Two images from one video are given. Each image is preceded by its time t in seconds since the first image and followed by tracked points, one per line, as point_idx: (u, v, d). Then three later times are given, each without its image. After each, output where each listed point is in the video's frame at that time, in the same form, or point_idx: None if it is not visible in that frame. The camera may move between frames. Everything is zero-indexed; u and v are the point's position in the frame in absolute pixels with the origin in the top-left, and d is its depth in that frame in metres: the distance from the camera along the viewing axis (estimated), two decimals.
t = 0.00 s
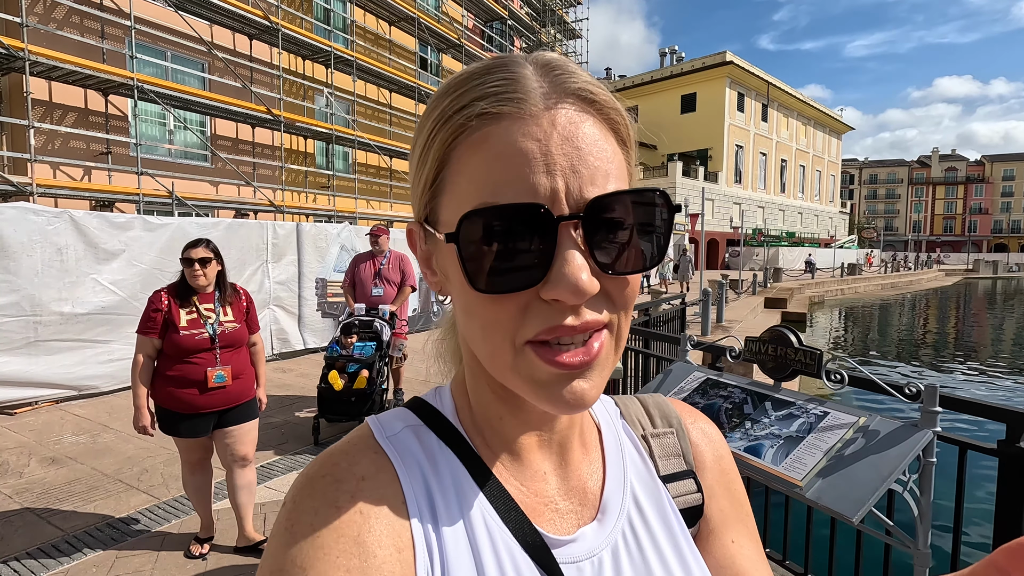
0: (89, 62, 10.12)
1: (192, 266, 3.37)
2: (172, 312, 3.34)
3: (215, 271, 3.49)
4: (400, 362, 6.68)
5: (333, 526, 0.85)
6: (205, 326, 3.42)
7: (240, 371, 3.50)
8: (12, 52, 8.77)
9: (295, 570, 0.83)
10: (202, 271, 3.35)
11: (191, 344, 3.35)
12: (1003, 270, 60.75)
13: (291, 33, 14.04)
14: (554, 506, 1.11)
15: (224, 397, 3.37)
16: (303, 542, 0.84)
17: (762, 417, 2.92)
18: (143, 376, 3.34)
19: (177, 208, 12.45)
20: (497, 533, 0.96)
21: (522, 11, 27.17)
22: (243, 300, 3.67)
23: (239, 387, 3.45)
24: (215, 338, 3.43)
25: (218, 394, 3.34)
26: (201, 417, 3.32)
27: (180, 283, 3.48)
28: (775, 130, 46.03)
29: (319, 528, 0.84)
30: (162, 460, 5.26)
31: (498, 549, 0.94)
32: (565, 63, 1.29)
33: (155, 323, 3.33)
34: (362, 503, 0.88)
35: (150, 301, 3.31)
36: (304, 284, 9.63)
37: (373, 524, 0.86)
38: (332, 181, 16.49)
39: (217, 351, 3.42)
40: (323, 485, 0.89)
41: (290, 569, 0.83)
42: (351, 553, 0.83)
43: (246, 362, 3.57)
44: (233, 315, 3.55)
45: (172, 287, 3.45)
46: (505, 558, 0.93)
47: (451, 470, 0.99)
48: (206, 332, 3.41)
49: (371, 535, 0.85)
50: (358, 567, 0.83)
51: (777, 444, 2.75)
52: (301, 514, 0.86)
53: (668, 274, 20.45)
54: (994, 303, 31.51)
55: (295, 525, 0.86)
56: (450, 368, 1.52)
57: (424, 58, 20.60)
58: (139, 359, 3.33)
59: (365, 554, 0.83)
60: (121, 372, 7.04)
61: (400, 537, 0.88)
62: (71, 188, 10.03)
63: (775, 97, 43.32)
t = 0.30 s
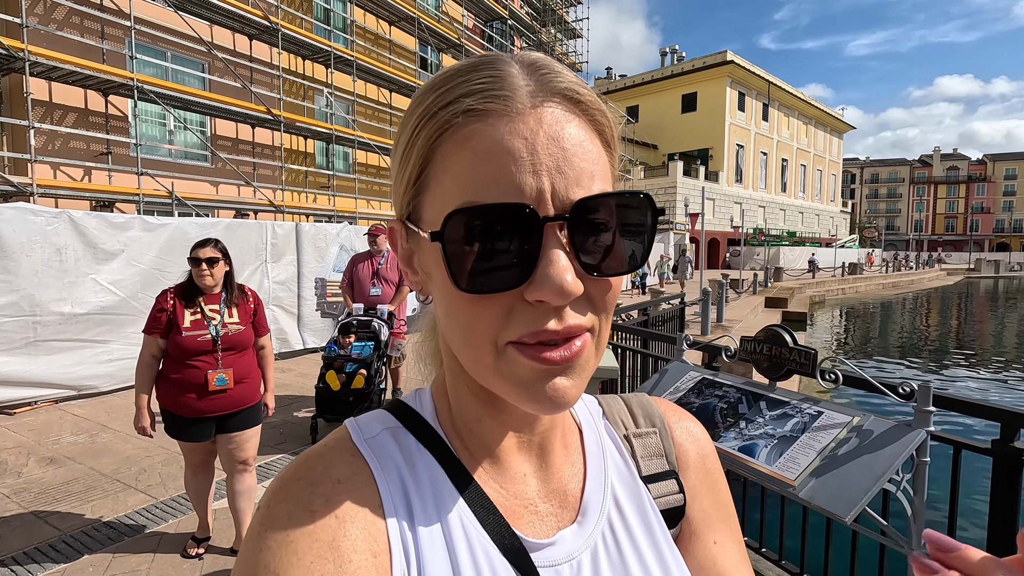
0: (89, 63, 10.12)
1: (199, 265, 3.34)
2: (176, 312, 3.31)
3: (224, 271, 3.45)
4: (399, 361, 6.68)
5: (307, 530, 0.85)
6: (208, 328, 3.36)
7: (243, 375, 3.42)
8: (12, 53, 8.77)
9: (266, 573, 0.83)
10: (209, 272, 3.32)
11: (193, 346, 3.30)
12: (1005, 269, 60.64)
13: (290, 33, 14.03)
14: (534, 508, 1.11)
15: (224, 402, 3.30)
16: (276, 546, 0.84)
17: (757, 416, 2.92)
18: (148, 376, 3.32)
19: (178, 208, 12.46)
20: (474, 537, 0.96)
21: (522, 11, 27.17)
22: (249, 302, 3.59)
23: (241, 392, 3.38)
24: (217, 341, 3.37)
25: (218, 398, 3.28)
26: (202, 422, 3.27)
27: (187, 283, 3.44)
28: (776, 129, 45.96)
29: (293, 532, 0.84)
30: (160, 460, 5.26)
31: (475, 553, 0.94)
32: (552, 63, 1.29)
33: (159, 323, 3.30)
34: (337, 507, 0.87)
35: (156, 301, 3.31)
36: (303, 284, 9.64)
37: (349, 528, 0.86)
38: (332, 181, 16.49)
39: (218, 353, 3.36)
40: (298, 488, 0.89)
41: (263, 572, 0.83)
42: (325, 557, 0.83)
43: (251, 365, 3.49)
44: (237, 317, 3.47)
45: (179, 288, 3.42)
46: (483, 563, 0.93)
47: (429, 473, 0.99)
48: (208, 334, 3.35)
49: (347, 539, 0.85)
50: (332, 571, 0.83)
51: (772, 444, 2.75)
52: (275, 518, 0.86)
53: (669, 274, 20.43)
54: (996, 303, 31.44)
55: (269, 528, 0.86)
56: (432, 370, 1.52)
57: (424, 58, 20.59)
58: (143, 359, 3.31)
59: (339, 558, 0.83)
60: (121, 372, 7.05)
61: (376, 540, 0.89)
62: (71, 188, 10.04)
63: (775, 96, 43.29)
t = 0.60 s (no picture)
0: (89, 63, 10.11)
1: (214, 266, 3.34)
2: (187, 312, 3.29)
3: (237, 272, 3.43)
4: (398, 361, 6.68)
5: (301, 531, 0.85)
6: (219, 328, 3.34)
7: (255, 376, 3.40)
8: (12, 53, 8.78)
9: None
10: (225, 272, 3.33)
11: (205, 346, 3.28)
12: (1005, 269, 60.60)
13: (290, 33, 14.03)
14: (530, 509, 1.11)
15: (236, 403, 3.27)
16: (268, 550, 0.84)
17: (754, 416, 2.92)
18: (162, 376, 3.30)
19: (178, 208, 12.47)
20: (470, 537, 0.96)
21: (522, 11, 27.19)
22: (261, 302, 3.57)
23: (253, 393, 3.36)
24: (228, 341, 3.34)
25: (228, 399, 3.25)
26: (214, 423, 3.24)
27: (200, 282, 3.42)
28: (777, 129, 45.91)
29: (286, 533, 0.84)
30: (160, 459, 5.27)
31: (471, 553, 0.94)
32: (558, 58, 1.30)
33: (172, 323, 3.29)
34: (330, 509, 0.88)
35: (169, 300, 3.30)
36: (302, 284, 9.64)
37: (343, 529, 0.87)
38: (332, 181, 16.50)
39: (230, 354, 3.33)
40: (292, 489, 0.89)
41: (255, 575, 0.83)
42: (320, 559, 0.83)
43: (263, 366, 3.47)
44: (248, 317, 3.45)
45: (192, 287, 3.40)
46: (478, 565, 0.93)
47: (424, 475, 0.99)
48: (220, 334, 3.33)
49: (341, 541, 0.85)
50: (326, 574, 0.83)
51: (768, 444, 2.75)
52: (269, 520, 0.86)
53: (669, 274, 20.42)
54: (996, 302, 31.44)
55: (261, 530, 0.86)
56: (429, 370, 1.52)
57: (424, 57, 20.59)
58: (158, 359, 3.30)
59: (334, 560, 0.83)
60: (120, 371, 7.05)
61: (370, 542, 0.89)
62: (71, 188, 10.04)
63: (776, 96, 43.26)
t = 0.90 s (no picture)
0: (89, 63, 10.12)
1: (232, 270, 3.34)
2: (200, 314, 3.27)
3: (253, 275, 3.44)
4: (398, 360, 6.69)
5: (309, 522, 0.85)
6: (231, 331, 3.32)
7: (266, 379, 3.41)
8: (13, 54, 8.80)
9: (269, 567, 0.83)
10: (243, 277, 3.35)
11: (216, 349, 3.26)
12: (1006, 269, 60.55)
13: (291, 33, 14.05)
14: (539, 499, 1.12)
15: (246, 407, 3.28)
16: (278, 542, 0.85)
17: (753, 414, 2.93)
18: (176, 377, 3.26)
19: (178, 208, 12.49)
20: (479, 525, 0.97)
21: (522, 11, 27.22)
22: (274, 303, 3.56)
23: (264, 396, 3.36)
24: (240, 345, 3.32)
25: (240, 403, 3.25)
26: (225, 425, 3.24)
27: (213, 284, 3.40)
28: (777, 129, 45.90)
29: (294, 524, 0.85)
30: (161, 458, 5.28)
31: (479, 541, 0.95)
32: (560, 49, 1.31)
33: (185, 324, 3.26)
34: (339, 499, 0.88)
35: (182, 301, 3.28)
36: (303, 284, 9.65)
37: (351, 520, 0.87)
38: (332, 181, 16.52)
39: (243, 357, 3.32)
40: (299, 482, 0.90)
41: (265, 567, 0.83)
42: (328, 550, 0.84)
43: (274, 369, 3.47)
44: (260, 319, 3.44)
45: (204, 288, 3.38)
46: (488, 554, 0.94)
47: (433, 465, 1.00)
48: (231, 337, 3.31)
49: (349, 531, 0.86)
50: (335, 565, 0.84)
51: (768, 442, 2.76)
52: (277, 513, 0.87)
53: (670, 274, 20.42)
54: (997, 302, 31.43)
55: (270, 522, 0.87)
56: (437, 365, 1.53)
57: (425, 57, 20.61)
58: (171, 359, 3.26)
59: (342, 551, 0.84)
60: (121, 371, 7.06)
61: (379, 533, 0.89)
62: (72, 189, 10.05)
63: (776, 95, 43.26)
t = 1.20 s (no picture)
0: (87, 64, 10.09)
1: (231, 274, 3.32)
2: (195, 319, 3.24)
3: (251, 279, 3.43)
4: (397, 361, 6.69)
5: (320, 518, 0.86)
6: (227, 337, 3.30)
7: (264, 384, 3.43)
8: (11, 55, 8.80)
9: (282, 562, 0.84)
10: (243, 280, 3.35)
11: (211, 355, 3.24)
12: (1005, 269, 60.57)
13: (289, 34, 14.04)
14: (548, 495, 1.13)
15: (244, 413, 3.28)
16: (291, 536, 0.85)
17: (751, 413, 2.94)
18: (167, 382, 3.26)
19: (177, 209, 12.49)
20: (489, 521, 0.98)
21: (521, 12, 27.25)
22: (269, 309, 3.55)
23: (263, 402, 3.38)
24: (236, 351, 3.31)
25: (239, 408, 3.25)
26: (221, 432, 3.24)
27: (208, 288, 3.37)
28: (776, 129, 45.96)
29: (306, 518, 0.85)
30: (160, 459, 5.28)
31: (490, 537, 0.96)
32: (558, 51, 1.31)
33: (179, 329, 3.24)
34: (351, 495, 0.89)
35: (177, 306, 3.26)
36: (302, 284, 9.65)
37: (363, 517, 0.88)
38: (331, 182, 16.52)
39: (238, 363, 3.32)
40: (312, 478, 0.91)
41: (279, 562, 0.84)
42: (340, 544, 0.84)
43: (271, 374, 3.49)
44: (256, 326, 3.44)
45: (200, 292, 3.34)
46: (498, 551, 0.95)
47: (442, 461, 1.01)
48: (227, 343, 3.29)
49: (361, 527, 0.87)
50: (347, 562, 0.84)
51: (765, 441, 2.77)
52: (289, 508, 0.88)
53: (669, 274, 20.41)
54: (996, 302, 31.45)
55: (282, 516, 0.88)
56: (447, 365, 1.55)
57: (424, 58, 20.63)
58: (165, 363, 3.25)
59: (354, 546, 0.85)
60: (120, 372, 7.05)
61: (390, 529, 0.90)
62: (70, 190, 10.04)
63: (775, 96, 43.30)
